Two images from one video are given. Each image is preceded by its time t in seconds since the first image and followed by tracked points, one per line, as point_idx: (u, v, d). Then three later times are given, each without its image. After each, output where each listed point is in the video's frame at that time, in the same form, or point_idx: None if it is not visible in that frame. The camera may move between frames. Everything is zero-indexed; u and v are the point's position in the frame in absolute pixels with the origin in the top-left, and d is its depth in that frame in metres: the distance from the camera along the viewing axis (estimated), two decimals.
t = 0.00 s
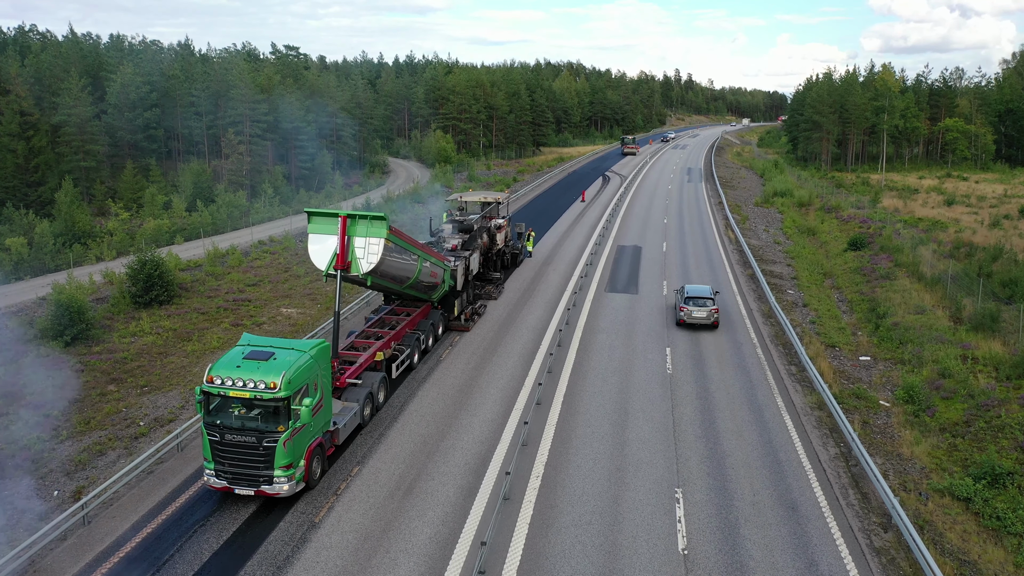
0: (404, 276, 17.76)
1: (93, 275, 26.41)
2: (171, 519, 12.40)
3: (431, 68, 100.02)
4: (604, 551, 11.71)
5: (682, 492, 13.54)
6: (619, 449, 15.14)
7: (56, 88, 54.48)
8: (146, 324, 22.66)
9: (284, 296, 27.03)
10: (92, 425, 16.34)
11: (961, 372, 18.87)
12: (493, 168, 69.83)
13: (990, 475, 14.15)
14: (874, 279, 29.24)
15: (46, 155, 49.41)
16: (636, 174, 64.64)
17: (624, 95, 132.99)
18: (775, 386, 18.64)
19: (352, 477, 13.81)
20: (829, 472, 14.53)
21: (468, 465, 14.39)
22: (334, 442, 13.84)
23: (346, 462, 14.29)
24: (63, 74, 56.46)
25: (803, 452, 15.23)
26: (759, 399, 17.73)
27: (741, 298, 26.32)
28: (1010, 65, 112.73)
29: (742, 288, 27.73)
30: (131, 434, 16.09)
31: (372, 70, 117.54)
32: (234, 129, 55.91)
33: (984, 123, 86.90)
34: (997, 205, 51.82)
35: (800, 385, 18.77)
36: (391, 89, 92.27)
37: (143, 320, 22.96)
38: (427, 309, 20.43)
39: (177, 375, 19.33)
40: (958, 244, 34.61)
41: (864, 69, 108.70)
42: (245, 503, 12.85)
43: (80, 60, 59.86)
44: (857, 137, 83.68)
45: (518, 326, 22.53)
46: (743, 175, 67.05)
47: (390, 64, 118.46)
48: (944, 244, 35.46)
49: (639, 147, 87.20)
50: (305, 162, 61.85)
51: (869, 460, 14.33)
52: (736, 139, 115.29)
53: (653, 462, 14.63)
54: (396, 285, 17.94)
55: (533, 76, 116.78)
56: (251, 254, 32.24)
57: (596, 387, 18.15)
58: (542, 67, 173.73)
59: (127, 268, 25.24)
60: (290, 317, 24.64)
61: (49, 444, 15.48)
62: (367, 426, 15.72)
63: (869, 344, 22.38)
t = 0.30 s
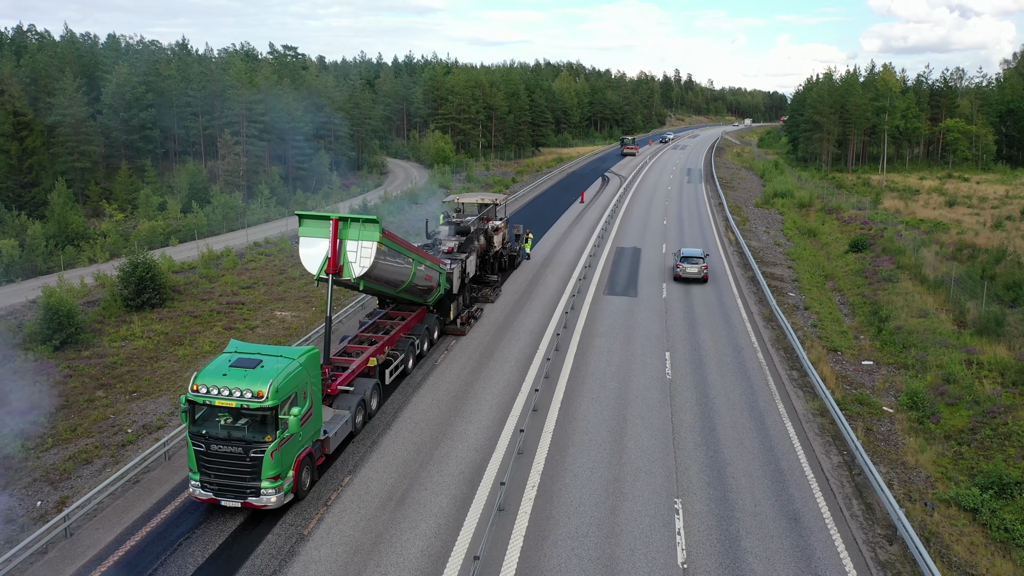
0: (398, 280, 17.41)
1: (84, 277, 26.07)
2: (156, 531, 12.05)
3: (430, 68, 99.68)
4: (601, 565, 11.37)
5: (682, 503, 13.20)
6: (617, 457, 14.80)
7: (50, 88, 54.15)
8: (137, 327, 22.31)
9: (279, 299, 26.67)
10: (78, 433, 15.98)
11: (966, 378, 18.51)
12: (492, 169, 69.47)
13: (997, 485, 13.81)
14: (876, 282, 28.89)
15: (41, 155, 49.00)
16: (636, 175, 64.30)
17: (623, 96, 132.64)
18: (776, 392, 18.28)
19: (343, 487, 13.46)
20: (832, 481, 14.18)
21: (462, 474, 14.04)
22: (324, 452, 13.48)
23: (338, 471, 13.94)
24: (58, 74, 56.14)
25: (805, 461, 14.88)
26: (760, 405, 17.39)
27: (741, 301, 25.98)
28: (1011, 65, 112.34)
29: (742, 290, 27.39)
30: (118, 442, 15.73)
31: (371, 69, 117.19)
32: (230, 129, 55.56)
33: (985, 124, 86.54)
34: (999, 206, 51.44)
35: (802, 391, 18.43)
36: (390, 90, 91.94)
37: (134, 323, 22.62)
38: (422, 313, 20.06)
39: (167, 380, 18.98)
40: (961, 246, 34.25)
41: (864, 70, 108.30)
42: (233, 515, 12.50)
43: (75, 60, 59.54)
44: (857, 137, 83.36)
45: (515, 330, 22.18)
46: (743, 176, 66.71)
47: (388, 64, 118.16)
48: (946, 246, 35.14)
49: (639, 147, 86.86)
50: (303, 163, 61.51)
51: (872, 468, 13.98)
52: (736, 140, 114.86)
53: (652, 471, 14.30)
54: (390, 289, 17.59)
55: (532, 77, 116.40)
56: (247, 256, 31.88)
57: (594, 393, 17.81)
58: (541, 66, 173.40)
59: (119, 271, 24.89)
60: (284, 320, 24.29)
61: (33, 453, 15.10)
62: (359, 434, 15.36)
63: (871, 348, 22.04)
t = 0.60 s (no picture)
0: (392, 283, 17.05)
1: (75, 280, 25.70)
2: (140, 544, 11.70)
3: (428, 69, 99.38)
4: None
5: (681, 513, 12.86)
6: (615, 466, 14.47)
7: (45, 89, 53.80)
8: (128, 331, 21.96)
9: (273, 301, 26.32)
10: (64, 441, 15.63)
11: (971, 384, 18.16)
12: (490, 169, 69.18)
13: (1004, 495, 13.44)
14: (878, 284, 28.57)
15: (34, 156, 48.59)
16: (635, 176, 64.00)
17: (623, 96, 132.34)
18: (777, 398, 17.93)
19: (333, 497, 13.11)
20: (836, 491, 13.83)
21: (456, 484, 13.69)
22: (314, 461, 13.14)
23: (327, 482, 13.58)
24: (53, 74, 55.79)
25: (807, 469, 14.53)
26: (760, 412, 17.04)
27: (742, 304, 25.61)
28: (1011, 66, 112.03)
29: (742, 293, 27.04)
30: (104, 450, 15.38)
31: (369, 70, 116.82)
32: (227, 130, 55.20)
33: (986, 124, 86.28)
34: (1001, 207, 51.13)
35: (804, 397, 18.07)
36: (388, 90, 91.64)
37: (125, 327, 22.26)
38: (417, 317, 19.69)
39: (156, 386, 18.62)
40: (963, 248, 33.95)
41: (864, 70, 108.05)
42: (219, 527, 12.15)
43: (71, 60, 59.18)
44: (857, 138, 83.09)
45: (512, 334, 21.84)
46: (743, 177, 66.37)
47: (387, 64, 117.79)
48: (948, 248, 34.83)
49: (638, 148, 86.52)
50: (300, 163, 61.18)
51: (877, 477, 13.63)
52: (736, 140, 114.63)
53: (651, 480, 13.96)
54: (383, 293, 17.24)
55: (532, 77, 116.11)
56: (241, 258, 31.52)
57: (592, 399, 17.46)
58: (541, 67, 173.08)
59: (110, 273, 24.55)
60: (278, 324, 23.94)
61: (16, 462, 14.72)
62: (350, 442, 15.01)
63: (874, 352, 21.70)
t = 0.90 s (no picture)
0: (386, 287, 16.71)
1: (66, 283, 25.35)
2: (123, 557, 11.34)
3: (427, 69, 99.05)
4: None
5: (681, 525, 12.50)
6: (613, 475, 14.11)
7: (40, 89, 53.47)
8: (119, 335, 21.61)
9: (267, 304, 25.97)
10: (49, 449, 15.26)
11: (977, 390, 17.81)
12: (489, 170, 68.85)
13: (1013, 506, 13.07)
14: (880, 286, 28.23)
15: (28, 156, 48.24)
16: (635, 176, 63.68)
17: (622, 96, 132.04)
18: (779, 404, 17.57)
19: (322, 509, 12.75)
20: (839, 501, 13.47)
21: (449, 494, 13.34)
22: (304, 472, 12.79)
23: (317, 492, 13.23)
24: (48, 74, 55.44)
25: (810, 478, 14.19)
26: (762, 418, 16.70)
27: (742, 307, 25.25)
28: (1012, 66, 111.70)
29: (743, 296, 26.69)
30: (90, 458, 15.01)
31: (368, 70, 116.49)
32: (223, 130, 54.87)
33: (986, 125, 85.98)
34: (1002, 208, 50.81)
35: (806, 403, 17.72)
36: (387, 91, 91.32)
37: (116, 331, 21.89)
38: (412, 321, 19.34)
39: (147, 391, 18.27)
40: (966, 249, 33.63)
41: (865, 71, 107.73)
42: (205, 540, 11.79)
43: (66, 60, 58.82)
44: (858, 138, 82.79)
45: (509, 337, 21.49)
46: (743, 177, 66.06)
47: (386, 64, 117.44)
48: (950, 249, 34.49)
49: (638, 148, 86.16)
50: (297, 164, 60.84)
51: (882, 487, 13.29)
52: (736, 141, 114.28)
53: (649, 490, 13.60)
54: (377, 297, 16.90)
55: (531, 77, 115.78)
56: (236, 260, 31.17)
57: (589, 406, 17.10)
58: (540, 67, 172.78)
59: (101, 275, 24.21)
60: (271, 327, 23.57)
61: None
62: (342, 451, 14.65)
63: (877, 356, 21.37)
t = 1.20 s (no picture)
0: (379, 292, 16.36)
1: (56, 286, 25.00)
2: (105, 572, 11.00)
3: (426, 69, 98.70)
4: None
5: (681, 538, 12.15)
6: (611, 485, 13.77)
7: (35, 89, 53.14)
8: (109, 339, 21.26)
9: (261, 307, 25.60)
10: (33, 458, 14.90)
11: (982, 396, 17.46)
12: (488, 170, 68.50)
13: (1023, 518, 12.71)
14: (882, 289, 27.90)
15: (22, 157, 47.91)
16: (634, 177, 63.34)
17: (622, 96, 131.75)
18: (781, 411, 17.23)
19: (312, 521, 12.39)
20: (843, 513, 13.12)
21: (443, 505, 12.99)
22: (293, 483, 12.43)
23: (307, 503, 12.88)
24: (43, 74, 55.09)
25: (813, 488, 13.85)
26: (763, 426, 16.36)
27: (743, 310, 24.93)
28: (1013, 67, 111.33)
29: (743, 299, 26.38)
30: (76, 467, 14.64)
31: (367, 70, 116.13)
32: (220, 130, 54.52)
33: (988, 125, 85.63)
34: (1004, 209, 50.48)
35: (808, 410, 17.37)
36: (385, 91, 90.94)
37: (106, 335, 21.54)
38: (407, 325, 18.99)
39: (135, 397, 17.91)
40: (968, 252, 33.32)
41: (865, 71, 107.38)
42: (190, 554, 11.45)
43: (61, 60, 58.48)
44: (858, 139, 82.49)
45: (506, 342, 21.14)
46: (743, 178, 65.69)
47: (384, 64, 117.09)
48: (953, 251, 34.13)
49: (637, 149, 85.78)
50: (294, 165, 60.50)
51: (886, 498, 12.95)
52: (737, 141, 113.80)
53: (648, 501, 13.26)
54: (369, 302, 16.56)
55: (530, 78, 115.46)
56: (231, 263, 30.82)
57: (587, 413, 16.75)
58: (540, 66, 172.55)
59: (92, 278, 23.85)
60: (265, 331, 23.22)
61: None
62: (333, 459, 14.30)
63: (880, 361, 21.05)
